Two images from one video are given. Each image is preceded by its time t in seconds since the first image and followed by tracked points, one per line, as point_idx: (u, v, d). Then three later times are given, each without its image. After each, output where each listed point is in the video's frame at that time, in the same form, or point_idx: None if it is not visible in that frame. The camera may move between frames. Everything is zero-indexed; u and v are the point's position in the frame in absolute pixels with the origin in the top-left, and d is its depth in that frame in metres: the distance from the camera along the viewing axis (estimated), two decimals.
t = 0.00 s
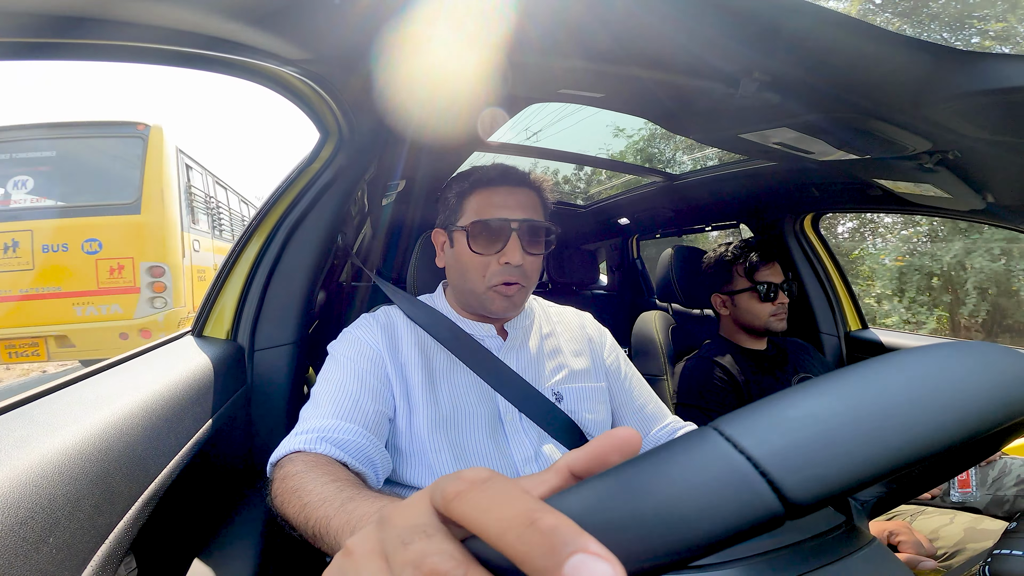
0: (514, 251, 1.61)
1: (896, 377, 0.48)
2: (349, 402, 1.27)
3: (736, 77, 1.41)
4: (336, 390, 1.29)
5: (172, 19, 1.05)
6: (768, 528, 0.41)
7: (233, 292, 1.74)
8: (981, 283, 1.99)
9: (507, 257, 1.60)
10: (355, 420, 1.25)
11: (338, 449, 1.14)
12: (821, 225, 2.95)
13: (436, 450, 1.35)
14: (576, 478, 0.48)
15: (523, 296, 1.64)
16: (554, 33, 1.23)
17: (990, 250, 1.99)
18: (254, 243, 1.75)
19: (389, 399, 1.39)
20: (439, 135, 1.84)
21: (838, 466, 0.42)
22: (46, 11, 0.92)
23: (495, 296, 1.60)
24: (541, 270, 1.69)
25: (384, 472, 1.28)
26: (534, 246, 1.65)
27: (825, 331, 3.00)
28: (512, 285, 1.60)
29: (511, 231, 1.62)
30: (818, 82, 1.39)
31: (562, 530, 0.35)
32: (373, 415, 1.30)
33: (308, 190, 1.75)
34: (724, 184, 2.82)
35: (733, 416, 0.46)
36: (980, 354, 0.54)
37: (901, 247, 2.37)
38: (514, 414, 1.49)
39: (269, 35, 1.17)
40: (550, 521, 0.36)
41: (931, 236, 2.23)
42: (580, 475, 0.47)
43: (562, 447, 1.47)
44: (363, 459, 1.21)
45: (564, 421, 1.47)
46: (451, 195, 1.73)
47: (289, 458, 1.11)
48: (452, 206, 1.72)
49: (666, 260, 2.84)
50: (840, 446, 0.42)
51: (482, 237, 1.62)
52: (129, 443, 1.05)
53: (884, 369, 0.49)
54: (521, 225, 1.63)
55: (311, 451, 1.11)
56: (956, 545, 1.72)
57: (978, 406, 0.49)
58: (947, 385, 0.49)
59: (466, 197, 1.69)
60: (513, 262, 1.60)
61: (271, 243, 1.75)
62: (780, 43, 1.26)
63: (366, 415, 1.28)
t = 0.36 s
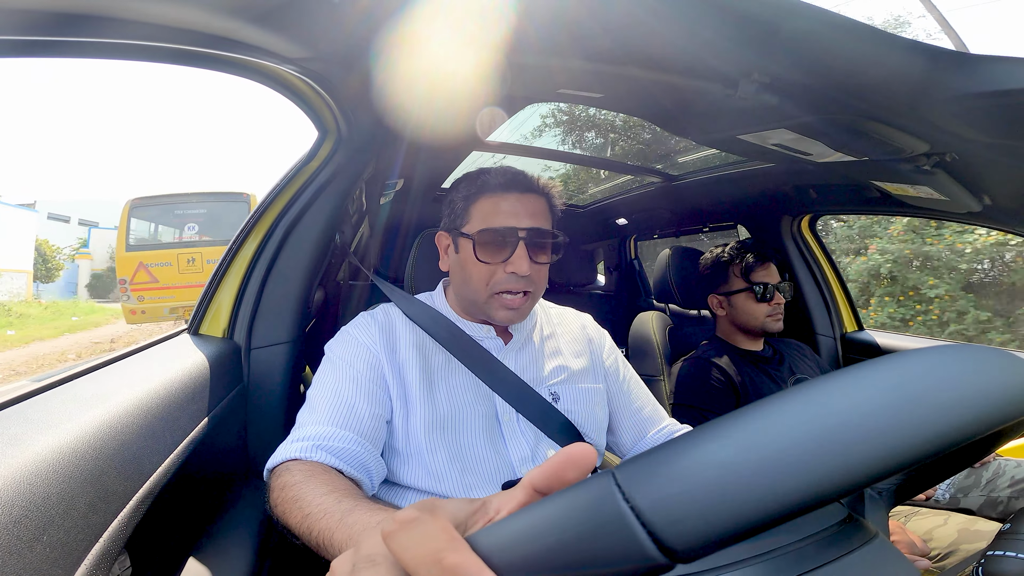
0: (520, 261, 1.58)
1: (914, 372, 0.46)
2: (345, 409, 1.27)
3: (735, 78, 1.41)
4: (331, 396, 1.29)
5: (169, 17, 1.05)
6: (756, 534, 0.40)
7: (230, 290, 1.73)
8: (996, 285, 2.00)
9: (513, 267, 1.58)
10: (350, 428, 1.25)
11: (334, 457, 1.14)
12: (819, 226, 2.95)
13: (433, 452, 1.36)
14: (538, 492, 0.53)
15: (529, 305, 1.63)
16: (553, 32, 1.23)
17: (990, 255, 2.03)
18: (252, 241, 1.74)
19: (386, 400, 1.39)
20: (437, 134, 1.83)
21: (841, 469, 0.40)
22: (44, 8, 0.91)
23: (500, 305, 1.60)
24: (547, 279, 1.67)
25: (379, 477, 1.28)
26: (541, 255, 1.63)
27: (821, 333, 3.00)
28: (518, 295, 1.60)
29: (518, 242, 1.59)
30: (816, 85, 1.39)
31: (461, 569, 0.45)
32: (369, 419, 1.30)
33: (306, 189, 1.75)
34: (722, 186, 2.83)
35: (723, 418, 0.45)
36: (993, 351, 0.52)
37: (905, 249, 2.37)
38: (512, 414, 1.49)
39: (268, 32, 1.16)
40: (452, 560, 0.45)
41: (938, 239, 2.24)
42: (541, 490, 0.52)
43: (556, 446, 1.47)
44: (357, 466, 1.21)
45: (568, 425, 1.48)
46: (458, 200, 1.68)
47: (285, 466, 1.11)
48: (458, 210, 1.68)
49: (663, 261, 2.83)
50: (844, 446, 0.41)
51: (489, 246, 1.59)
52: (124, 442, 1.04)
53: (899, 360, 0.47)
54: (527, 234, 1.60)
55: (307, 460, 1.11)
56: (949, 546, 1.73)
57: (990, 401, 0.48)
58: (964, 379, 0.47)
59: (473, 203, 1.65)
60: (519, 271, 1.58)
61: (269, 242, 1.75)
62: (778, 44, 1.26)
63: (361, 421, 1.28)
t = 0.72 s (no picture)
0: (509, 232, 1.66)
1: (920, 373, 0.45)
2: (345, 407, 1.27)
3: (736, 79, 1.41)
4: (331, 394, 1.29)
5: (168, 16, 1.04)
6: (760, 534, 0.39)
7: (230, 290, 1.72)
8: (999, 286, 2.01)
9: (503, 236, 1.64)
10: (350, 427, 1.25)
11: (334, 455, 1.14)
12: (819, 228, 2.95)
13: (433, 451, 1.35)
14: (527, 500, 0.52)
15: (524, 280, 1.65)
16: (553, 33, 1.23)
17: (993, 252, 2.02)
18: (252, 241, 1.74)
19: (386, 400, 1.39)
20: (435, 134, 1.83)
21: (849, 470, 0.39)
22: (45, 7, 0.91)
23: (496, 277, 1.61)
24: (536, 257, 1.74)
25: (377, 476, 1.27)
26: (529, 226, 1.70)
27: (822, 335, 2.99)
28: (512, 266, 1.63)
29: (507, 214, 1.66)
30: (816, 86, 1.39)
31: None
32: (368, 418, 1.30)
33: (307, 190, 1.74)
34: (723, 187, 2.83)
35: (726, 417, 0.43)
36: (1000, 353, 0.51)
37: (907, 250, 2.38)
38: (511, 413, 1.48)
39: (268, 32, 1.16)
40: (428, 569, 0.47)
41: (940, 241, 2.25)
42: (528, 497, 0.51)
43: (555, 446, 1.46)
44: (356, 464, 1.20)
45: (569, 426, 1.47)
46: (449, 191, 1.76)
47: (287, 464, 1.11)
48: (447, 204, 1.77)
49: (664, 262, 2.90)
50: (851, 447, 0.40)
51: (478, 221, 1.66)
52: (123, 441, 1.04)
53: (901, 362, 0.46)
54: (513, 207, 1.67)
55: (308, 458, 1.11)
56: (948, 548, 1.72)
57: (995, 404, 0.47)
58: (967, 381, 0.47)
59: (460, 190, 1.72)
60: (509, 241, 1.65)
61: (269, 241, 1.75)
62: (779, 45, 1.26)
63: (360, 420, 1.28)
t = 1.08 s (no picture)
0: (498, 224, 1.66)
1: (918, 371, 0.45)
2: (345, 400, 1.27)
3: (737, 79, 1.41)
4: (331, 387, 1.29)
5: (169, 16, 1.05)
6: (759, 532, 0.39)
7: (231, 288, 1.72)
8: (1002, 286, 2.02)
9: (491, 229, 1.65)
10: (350, 420, 1.25)
11: (335, 448, 1.14)
12: (820, 228, 2.95)
13: (437, 440, 1.35)
14: (523, 506, 0.52)
15: (517, 270, 1.65)
16: (552, 34, 1.23)
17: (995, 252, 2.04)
18: (253, 239, 1.74)
19: (387, 394, 1.39)
20: (435, 134, 1.82)
21: (846, 472, 0.39)
22: (46, 8, 0.91)
23: (488, 269, 1.61)
24: (530, 246, 1.72)
25: (377, 471, 1.27)
26: (518, 220, 1.70)
27: (823, 335, 2.99)
28: (503, 256, 1.63)
29: (494, 207, 1.67)
30: (817, 86, 1.39)
31: None
32: (368, 411, 1.30)
33: (308, 189, 1.74)
34: (724, 187, 2.83)
35: (726, 417, 0.43)
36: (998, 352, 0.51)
37: (909, 250, 2.38)
38: (511, 406, 1.48)
39: (269, 32, 1.16)
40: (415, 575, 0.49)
41: (944, 241, 2.25)
42: (523, 501, 0.51)
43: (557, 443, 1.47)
44: (357, 458, 1.20)
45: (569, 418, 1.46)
46: (438, 194, 1.77)
47: (288, 458, 1.11)
48: (437, 204, 1.77)
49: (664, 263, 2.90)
50: (848, 449, 0.40)
51: (467, 217, 1.67)
52: (124, 440, 1.04)
53: (899, 361, 0.46)
54: (500, 200, 1.68)
55: (309, 451, 1.11)
56: (949, 549, 1.71)
57: (995, 404, 0.47)
58: (967, 379, 0.46)
59: (450, 190, 1.73)
60: (498, 233, 1.65)
61: (270, 239, 1.75)
62: (779, 45, 1.26)
63: (360, 414, 1.28)
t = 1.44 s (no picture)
0: (492, 225, 1.63)
1: (917, 370, 0.45)
2: (344, 399, 1.27)
3: (738, 77, 1.40)
4: (330, 384, 1.30)
5: (169, 13, 1.04)
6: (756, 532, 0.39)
7: (233, 286, 1.73)
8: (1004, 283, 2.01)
9: (486, 230, 1.62)
10: (349, 418, 1.25)
11: (334, 447, 1.15)
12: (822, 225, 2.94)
13: (434, 437, 1.35)
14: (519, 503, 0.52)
15: (512, 268, 1.64)
16: (552, 31, 1.23)
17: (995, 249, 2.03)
18: (254, 236, 1.74)
19: (385, 391, 1.39)
20: (436, 131, 1.82)
21: (843, 471, 0.39)
22: (46, 6, 0.91)
23: (483, 271, 1.61)
24: (525, 242, 1.70)
25: (377, 469, 1.27)
26: (512, 218, 1.66)
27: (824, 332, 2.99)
28: (498, 258, 1.61)
29: (487, 207, 1.64)
30: (819, 83, 1.39)
31: None
32: (366, 409, 1.30)
33: (308, 187, 1.74)
34: (725, 184, 2.83)
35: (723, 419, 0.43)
36: (996, 348, 0.51)
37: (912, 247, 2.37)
38: (510, 400, 1.48)
39: (270, 29, 1.16)
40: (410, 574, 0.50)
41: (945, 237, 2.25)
42: (517, 498, 0.51)
43: (556, 438, 1.47)
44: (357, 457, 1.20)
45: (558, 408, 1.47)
46: (433, 191, 1.75)
47: (288, 457, 1.12)
48: (432, 202, 1.76)
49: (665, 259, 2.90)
50: (842, 449, 0.40)
51: (461, 218, 1.64)
52: (126, 437, 1.04)
53: (894, 359, 0.46)
54: (494, 198, 1.64)
55: (309, 450, 1.12)
56: (948, 546, 1.72)
57: (993, 400, 0.47)
58: (966, 377, 0.46)
59: (444, 188, 1.71)
60: (493, 235, 1.62)
61: (271, 237, 1.75)
62: (782, 43, 1.26)
63: (359, 411, 1.28)
